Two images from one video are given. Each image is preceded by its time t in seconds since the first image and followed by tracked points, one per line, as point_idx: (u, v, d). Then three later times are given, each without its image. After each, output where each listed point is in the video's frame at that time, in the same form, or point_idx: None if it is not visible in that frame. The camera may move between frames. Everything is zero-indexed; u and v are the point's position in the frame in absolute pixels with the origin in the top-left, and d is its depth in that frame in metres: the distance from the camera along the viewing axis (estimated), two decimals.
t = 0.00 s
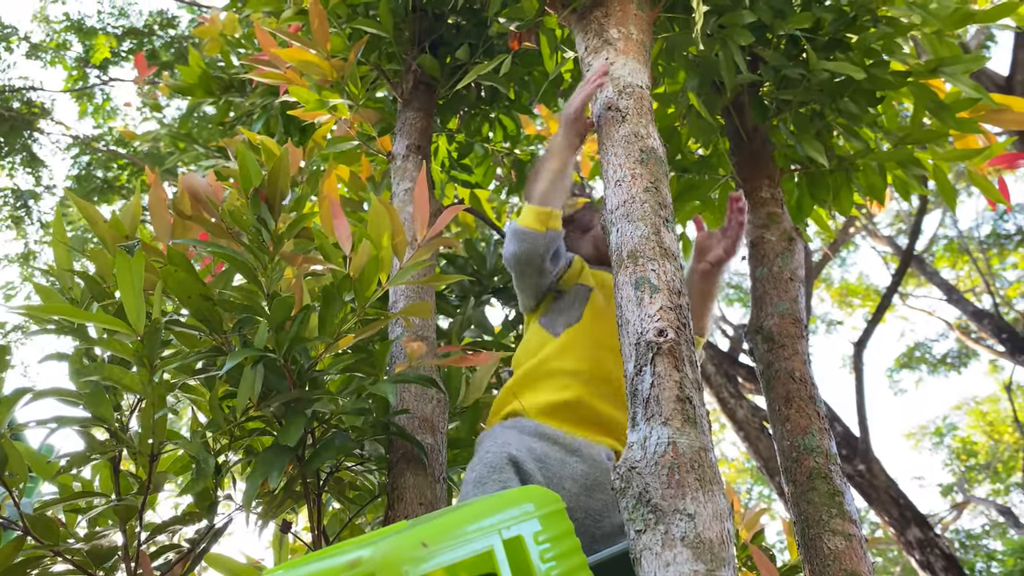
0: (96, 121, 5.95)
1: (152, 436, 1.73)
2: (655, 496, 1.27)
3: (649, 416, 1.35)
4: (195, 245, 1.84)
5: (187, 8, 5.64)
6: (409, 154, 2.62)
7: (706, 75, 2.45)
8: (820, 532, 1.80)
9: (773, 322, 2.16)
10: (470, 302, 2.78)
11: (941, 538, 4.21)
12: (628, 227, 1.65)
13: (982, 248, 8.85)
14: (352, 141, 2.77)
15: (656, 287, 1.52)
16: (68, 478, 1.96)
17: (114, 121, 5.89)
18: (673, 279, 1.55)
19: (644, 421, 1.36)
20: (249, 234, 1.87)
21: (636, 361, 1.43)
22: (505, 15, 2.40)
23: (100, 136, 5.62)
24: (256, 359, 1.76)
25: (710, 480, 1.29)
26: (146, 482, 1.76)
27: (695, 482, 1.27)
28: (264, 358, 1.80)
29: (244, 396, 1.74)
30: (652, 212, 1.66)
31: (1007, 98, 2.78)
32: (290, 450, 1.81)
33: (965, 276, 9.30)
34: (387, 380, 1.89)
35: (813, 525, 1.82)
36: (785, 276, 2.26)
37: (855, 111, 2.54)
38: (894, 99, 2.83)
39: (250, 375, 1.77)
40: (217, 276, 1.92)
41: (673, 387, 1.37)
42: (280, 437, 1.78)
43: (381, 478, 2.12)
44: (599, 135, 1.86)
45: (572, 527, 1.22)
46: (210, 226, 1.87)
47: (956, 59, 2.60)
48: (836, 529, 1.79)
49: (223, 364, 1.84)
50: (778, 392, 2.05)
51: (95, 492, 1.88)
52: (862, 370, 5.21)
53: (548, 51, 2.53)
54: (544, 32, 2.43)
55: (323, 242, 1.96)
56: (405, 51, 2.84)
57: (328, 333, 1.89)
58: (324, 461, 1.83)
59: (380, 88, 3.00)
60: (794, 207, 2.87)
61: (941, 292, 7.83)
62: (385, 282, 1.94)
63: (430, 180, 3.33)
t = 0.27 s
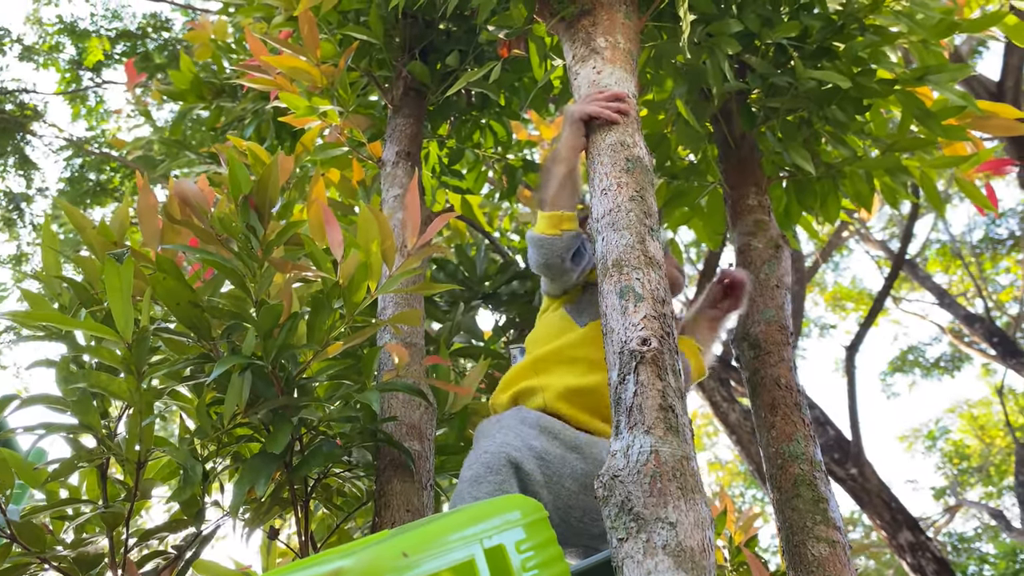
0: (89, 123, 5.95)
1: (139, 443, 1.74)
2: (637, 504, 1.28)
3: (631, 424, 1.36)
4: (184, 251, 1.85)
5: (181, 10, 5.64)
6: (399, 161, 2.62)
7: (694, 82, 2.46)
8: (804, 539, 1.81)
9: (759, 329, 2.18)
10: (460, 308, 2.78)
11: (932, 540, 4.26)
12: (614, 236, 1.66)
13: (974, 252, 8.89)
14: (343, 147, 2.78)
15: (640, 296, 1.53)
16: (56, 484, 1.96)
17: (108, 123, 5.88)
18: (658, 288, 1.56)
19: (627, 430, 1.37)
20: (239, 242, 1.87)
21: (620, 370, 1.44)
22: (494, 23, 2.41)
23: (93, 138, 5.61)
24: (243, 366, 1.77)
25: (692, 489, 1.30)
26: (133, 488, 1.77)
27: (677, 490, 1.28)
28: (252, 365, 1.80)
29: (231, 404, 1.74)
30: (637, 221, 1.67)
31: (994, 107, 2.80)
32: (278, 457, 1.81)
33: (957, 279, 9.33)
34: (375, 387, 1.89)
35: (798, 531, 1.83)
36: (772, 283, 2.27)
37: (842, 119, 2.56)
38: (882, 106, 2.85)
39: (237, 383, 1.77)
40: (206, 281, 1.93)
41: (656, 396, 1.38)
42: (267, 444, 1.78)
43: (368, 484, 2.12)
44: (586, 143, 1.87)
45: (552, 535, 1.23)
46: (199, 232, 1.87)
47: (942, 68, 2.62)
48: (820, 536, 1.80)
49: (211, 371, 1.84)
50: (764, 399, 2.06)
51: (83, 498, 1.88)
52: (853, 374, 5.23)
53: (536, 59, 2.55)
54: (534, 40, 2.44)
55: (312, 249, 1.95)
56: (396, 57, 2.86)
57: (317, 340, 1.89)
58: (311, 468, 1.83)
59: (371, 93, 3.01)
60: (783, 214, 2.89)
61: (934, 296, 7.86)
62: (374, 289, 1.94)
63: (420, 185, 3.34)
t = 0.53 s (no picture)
0: (82, 126, 5.94)
1: (126, 446, 1.74)
2: (618, 507, 1.29)
3: (614, 427, 1.37)
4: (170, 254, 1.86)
5: (174, 13, 5.63)
6: (388, 164, 2.63)
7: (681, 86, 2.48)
8: (788, 541, 1.82)
9: (745, 331, 2.19)
10: (448, 311, 2.79)
11: (924, 541, 4.30)
12: (599, 240, 1.67)
13: (967, 255, 8.93)
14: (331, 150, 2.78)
15: (624, 299, 1.54)
16: (43, 487, 1.96)
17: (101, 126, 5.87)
18: (642, 292, 1.57)
19: (610, 433, 1.38)
20: (224, 245, 1.88)
21: (603, 374, 1.45)
22: (482, 27, 2.42)
23: (86, 140, 5.61)
24: (230, 368, 1.78)
25: (673, 491, 1.31)
26: (120, 491, 1.77)
27: (658, 493, 1.29)
28: (237, 368, 1.81)
29: (217, 407, 1.75)
30: (622, 225, 1.68)
31: (980, 110, 2.83)
32: (264, 460, 1.82)
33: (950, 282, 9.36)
34: (361, 390, 1.90)
35: (782, 533, 1.84)
36: (758, 286, 2.28)
37: (829, 123, 2.58)
38: (869, 110, 2.87)
39: (223, 386, 1.79)
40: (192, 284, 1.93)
41: (638, 399, 1.39)
42: (253, 447, 1.79)
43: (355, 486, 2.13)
44: (571, 147, 1.88)
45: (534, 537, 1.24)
46: (184, 235, 1.87)
47: (928, 72, 2.64)
48: (804, 538, 1.81)
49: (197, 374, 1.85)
50: (750, 402, 2.07)
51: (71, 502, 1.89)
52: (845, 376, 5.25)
53: (525, 63, 2.56)
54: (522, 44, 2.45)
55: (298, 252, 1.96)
56: (385, 61, 2.87)
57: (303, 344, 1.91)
58: (297, 471, 1.85)
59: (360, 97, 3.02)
60: (770, 218, 2.90)
61: (927, 298, 7.89)
62: (359, 292, 1.95)
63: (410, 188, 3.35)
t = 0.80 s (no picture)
0: (73, 128, 5.92)
1: (105, 448, 1.75)
2: (592, 506, 1.30)
3: (587, 426, 1.39)
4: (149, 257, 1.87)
5: (166, 15, 5.63)
6: (372, 165, 2.63)
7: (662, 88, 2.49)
8: (766, 539, 1.83)
9: (726, 331, 2.21)
10: (433, 312, 2.80)
11: (916, 541, 4.39)
12: (576, 241, 1.68)
13: (959, 255, 8.96)
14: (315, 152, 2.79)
15: (600, 299, 1.56)
16: (24, 490, 1.97)
17: (92, 128, 5.86)
18: (618, 292, 1.59)
19: (584, 432, 1.39)
20: (204, 248, 1.89)
21: (578, 374, 1.47)
22: (466, 29, 2.43)
23: (78, 142, 5.60)
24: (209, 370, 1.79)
25: (646, 490, 1.32)
26: (99, 493, 1.78)
27: (631, 492, 1.30)
28: (217, 370, 1.82)
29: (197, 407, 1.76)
30: (599, 226, 1.69)
31: (962, 111, 2.85)
32: (244, 461, 1.82)
33: (942, 282, 9.40)
34: (340, 391, 1.91)
35: (760, 531, 1.85)
36: (739, 287, 2.30)
37: (811, 124, 2.60)
38: (851, 112, 2.89)
39: (202, 388, 1.80)
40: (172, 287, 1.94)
41: (612, 399, 1.40)
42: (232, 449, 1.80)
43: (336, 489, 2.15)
44: (551, 149, 1.89)
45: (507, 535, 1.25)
46: (164, 240, 1.91)
47: (909, 73, 2.67)
48: (782, 536, 1.83)
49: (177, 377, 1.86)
50: (729, 401, 2.09)
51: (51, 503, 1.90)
52: (835, 376, 5.28)
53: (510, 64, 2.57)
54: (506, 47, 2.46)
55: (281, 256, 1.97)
56: (370, 63, 2.88)
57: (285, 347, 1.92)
58: (277, 471, 1.86)
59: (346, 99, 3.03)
60: (752, 219, 2.92)
61: (918, 299, 7.93)
62: (340, 293, 1.95)
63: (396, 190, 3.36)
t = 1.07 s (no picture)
0: (63, 129, 5.94)
1: (78, 438, 1.76)
2: (552, 488, 1.32)
3: (550, 411, 1.41)
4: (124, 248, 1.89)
5: (155, 15, 5.63)
6: (349, 160, 2.66)
7: (637, 83, 2.52)
8: (734, 525, 1.86)
9: (697, 322, 2.24)
10: (411, 306, 2.82)
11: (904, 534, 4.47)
12: (544, 231, 1.70)
13: (948, 253, 9.02)
14: (292, 147, 2.82)
15: (566, 288, 1.58)
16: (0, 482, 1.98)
17: (81, 128, 5.86)
18: (584, 281, 1.61)
19: (546, 416, 1.41)
20: (178, 239, 1.91)
21: (542, 360, 1.49)
22: (442, 25, 2.45)
23: (68, 143, 5.62)
24: (182, 359, 1.81)
25: (607, 472, 1.35)
26: (73, 483, 1.80)
27: (591, 474, 1.33)
28: (191, 360, 1.84)
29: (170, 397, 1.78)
30: (566, 216, 1.71)
31: (936, 106, 2.89)
32: (217, 451, 1.84)
33: (931, 280, 9.46)
34: (314, 381, 1.93)
35: (728, 518, 1.88)
36: (712, 278, 2.33)
37: (785, 118, 2.63)
38: (827, 107, 2.92)
39: (176, 378, 1.81)
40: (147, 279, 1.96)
41: (574, 383, 1.42)
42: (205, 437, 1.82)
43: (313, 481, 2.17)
44: (521, 141, 1.91)
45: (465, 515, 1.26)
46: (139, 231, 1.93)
47: (882, 68, 2.70)
48: (750, 522, 1.85)
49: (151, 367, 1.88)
50: (700, 391, 2.11)
51: (26, 495, 1.91)
52: (822, 373, 5.32)
53: (487, 60, 2.59)
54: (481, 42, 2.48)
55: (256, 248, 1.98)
56: (349, 59, 2.90)
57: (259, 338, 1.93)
58: (251, 461, 1.87)
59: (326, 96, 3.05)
60: (728, 213, 2.95)
61: (907, 297, 7.98)
62: (314, 285, 1.96)
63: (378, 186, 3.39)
